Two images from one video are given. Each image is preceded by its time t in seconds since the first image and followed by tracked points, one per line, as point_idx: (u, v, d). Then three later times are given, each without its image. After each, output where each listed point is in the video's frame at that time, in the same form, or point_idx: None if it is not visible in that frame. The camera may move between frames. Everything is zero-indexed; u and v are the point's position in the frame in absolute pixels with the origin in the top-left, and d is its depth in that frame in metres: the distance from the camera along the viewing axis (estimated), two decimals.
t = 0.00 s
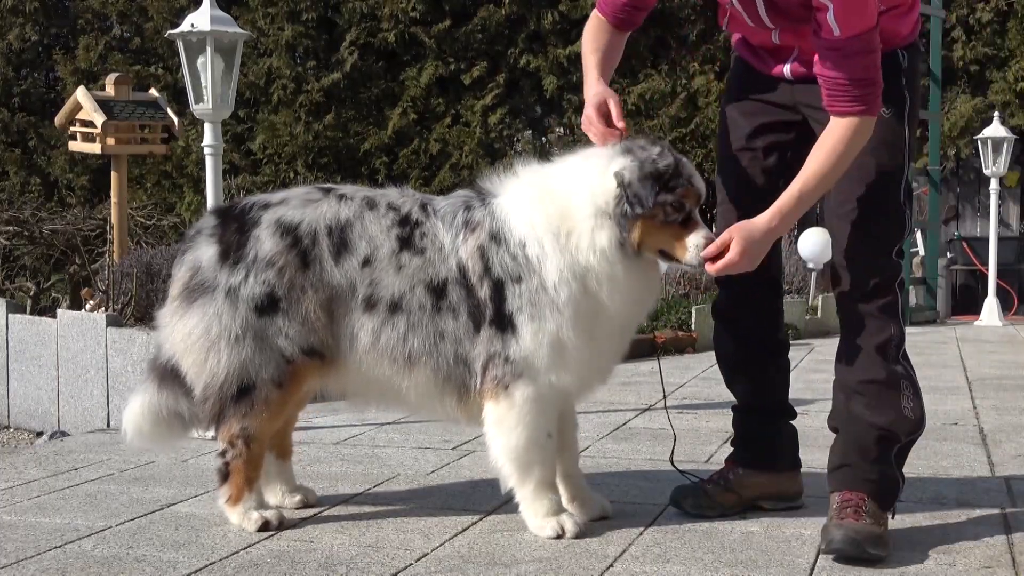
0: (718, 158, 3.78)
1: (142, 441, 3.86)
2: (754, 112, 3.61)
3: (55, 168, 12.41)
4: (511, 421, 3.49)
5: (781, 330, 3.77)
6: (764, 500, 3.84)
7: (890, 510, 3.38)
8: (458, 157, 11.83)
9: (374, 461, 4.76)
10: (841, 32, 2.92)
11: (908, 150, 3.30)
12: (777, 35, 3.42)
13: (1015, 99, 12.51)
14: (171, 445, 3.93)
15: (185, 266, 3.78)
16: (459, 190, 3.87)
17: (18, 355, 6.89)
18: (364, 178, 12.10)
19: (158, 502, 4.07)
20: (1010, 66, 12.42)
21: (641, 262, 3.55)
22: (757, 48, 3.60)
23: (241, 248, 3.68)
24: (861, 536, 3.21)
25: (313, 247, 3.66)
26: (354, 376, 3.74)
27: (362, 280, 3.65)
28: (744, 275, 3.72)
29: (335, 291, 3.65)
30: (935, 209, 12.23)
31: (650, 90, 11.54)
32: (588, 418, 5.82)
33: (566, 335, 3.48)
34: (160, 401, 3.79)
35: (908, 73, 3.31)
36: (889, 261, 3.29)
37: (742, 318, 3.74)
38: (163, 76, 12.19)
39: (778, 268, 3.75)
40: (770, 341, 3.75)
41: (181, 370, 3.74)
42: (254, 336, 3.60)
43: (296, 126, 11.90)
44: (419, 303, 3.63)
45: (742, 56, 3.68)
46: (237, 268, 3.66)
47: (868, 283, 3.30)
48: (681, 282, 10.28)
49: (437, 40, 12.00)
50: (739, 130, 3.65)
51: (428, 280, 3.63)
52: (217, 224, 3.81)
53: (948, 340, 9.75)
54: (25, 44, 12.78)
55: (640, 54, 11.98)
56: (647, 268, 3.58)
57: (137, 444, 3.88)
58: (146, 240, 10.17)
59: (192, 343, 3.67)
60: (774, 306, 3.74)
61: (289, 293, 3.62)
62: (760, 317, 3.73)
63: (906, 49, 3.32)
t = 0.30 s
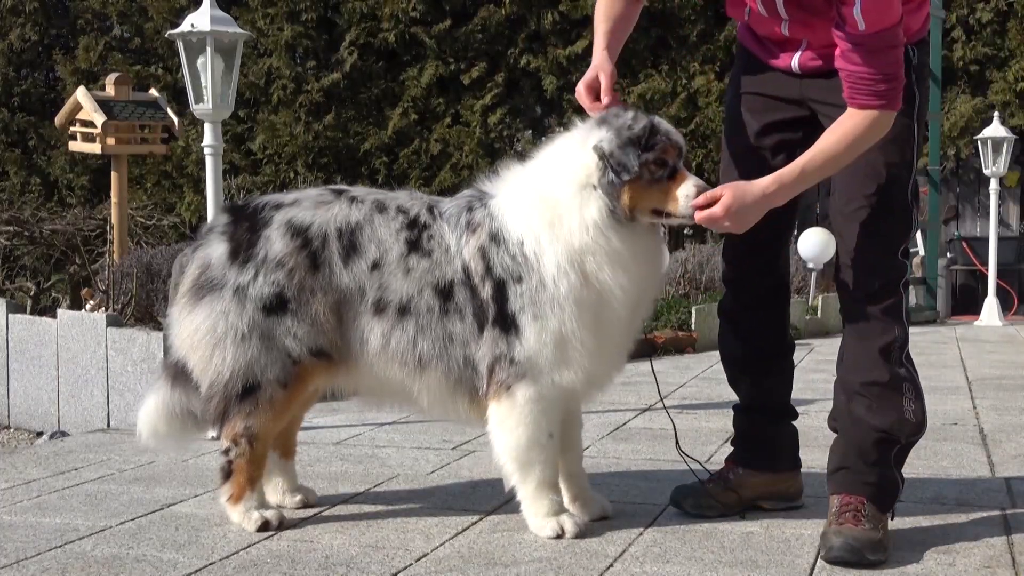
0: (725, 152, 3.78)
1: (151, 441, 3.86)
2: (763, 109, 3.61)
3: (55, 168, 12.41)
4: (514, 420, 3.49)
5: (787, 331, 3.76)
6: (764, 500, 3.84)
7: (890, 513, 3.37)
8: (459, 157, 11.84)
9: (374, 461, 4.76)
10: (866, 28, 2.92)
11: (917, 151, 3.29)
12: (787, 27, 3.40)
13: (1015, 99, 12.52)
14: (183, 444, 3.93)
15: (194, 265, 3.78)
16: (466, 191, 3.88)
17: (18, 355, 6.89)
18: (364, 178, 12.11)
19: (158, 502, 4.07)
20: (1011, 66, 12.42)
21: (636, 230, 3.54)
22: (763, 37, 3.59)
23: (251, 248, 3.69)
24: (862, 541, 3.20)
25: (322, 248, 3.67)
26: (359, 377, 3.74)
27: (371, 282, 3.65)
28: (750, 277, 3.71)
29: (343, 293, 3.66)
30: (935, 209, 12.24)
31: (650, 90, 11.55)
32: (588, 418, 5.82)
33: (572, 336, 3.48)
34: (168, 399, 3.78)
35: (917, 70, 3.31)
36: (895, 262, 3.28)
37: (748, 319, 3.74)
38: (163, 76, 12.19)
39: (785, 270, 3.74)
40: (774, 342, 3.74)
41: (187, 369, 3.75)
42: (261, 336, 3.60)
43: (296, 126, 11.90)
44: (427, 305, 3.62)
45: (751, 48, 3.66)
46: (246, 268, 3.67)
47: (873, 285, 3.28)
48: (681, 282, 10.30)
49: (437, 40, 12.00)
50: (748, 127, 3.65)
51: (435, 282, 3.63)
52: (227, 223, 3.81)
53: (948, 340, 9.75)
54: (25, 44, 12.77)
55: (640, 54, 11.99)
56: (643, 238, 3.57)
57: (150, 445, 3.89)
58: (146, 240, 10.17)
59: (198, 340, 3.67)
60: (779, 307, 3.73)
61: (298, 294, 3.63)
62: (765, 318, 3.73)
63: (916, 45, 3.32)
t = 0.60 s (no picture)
0: (730, 151, 3.78)
1: (151, 438, 3.86)
2: (771, 108, 3.61)
3: (55, 168, 12.41)
4: (517, 419, 3.49)
5: (794, 331, 3.76)
6: (764, 500, 3.83)
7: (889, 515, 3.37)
8: (459, 157, 11.84)
9: (374, 461, 4.76)
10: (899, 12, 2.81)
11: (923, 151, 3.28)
12: (794, 17, 3.38)
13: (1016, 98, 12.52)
14: (182, 440, 3.93)
15: (195, 263, 3.78)
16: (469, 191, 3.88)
17: (18, 355, 6.89)
18: (364, 179, 12.12)
19: (158, 502, 4.07)
20: (1011, 66, 12.42)
21: (644, 232, 3.55)
22: (770, 31, 3.58)
23: (253, 247, 3.69)
24: (861, 542, 3.20)
25: (324, 248, 3.67)
26: (361, 376, 3.74)
27: (374, 283, 3.65)
28: (758, 275, 3.72)
29: (345, 292, 3.66)
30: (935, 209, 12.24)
31: (649, 90, 11.55)
32: (588, 418, 5.82)
33: (576, 336, 3.48)
34: (169, 398, 3.78)
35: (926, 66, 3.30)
36: (901, 263, 3.27)
37: (755, 317, 3.74)
38: (163, 76, 12.19)
39: (794, 269, 3.74)
40: (780, 341, 3.74)
41: (187, 368, 3.74)
42: (262, 335, 3.60)
43: (296, 126, 11.90)
44: (431, 305, 3.62)
45: (758, 44, 3.65)
46: (248, 266, 3.66)
47: (878, 286, 3.27)
48: (681, 282, 10.31)
49: (437, 40, 12.00)
50: (755, 126, 3.65)
51: (439, 282, 3.63)
52: (229, 221, 3.81)
53: (948, 340, 9.75)
54: (25, 44, 12.77)
55: (641, 54, 11.99)
56: (649, 239, 3.57)
57: (149, 441, 3.88)
58: (146, 240, 10.18)
59: (198, 339, 3.67)
60: (786, 306, 3.74)
61: (299, 294, 3.63)
62: (772, 317, 3.73)
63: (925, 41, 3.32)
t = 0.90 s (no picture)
0: (735, 153, 3.78)
1: (153, 436, 3.86)
2: (775, 109, 3.61)
3: (55, 168, 12.41)
4: (520, 419, 3.49)
5: (797, 331, 3.76)
6: (764, 500, 3.83)
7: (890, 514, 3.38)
8: (458, 157, 11.84)
9: (374, 461, 4.76)
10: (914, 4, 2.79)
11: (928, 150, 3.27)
12: (798, 15, 3.37)
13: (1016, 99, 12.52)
14: (183, 440, 3.93)
15: (198, 263, 3.78)
16: (473, 192, 3.88)
17: (18, 355, 6.89)
18: (364, 179, 12.12)
19: (158, 502, 4.07)
20: (1011, 66, 12.42)
21: (647, 234, 3.55)
22: (773, 28, 3.57)
23: (257, 248, 3.69)
24: (862, 543, 3.20)
25: (328, 249, 3.67)
26: (365, 377, 3.74)
27: (378, 285, 3.65)
28: (761, 275, 3.72)
29: (350, 294, 3.65)
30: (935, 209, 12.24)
31: (650, 90, 11.55)
32: (588, 418, 5.82)
33: (580, 336, 3.48)
34: (172, 398, 3.78)
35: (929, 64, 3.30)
36: (903, 264, 3.27)
37: (757, 317, 3.74)
38: (163, 76, 12.18)
39: (799, 270, 3.74)
40: (783, 341, 3.74)
41: (189, 368, 3.74)
42: (265, 337, 3.60)
43: (296, 126, 11.90)
44: (436, 307, 3.62)
45: (761, 42, 3.65)
46: (251, 267, 3.66)
47: (879, 287, 3.27)
48: (681, 282, 10.32)
49: (437, 40, 12.00)
50: (760, 127, 3.65)
51: (444, 284, 3.63)
52: (233, 222, 3.81)
53: (948, 340, 9.75)
54: (25, 44, 12.76)
55: (641, 54, 11.99)
56: (654, 241, 3.57)
57: (151, 440, 3.89)
58: (147, 240, 10.19)
59: (201, 340, 3.66)
60: (791, 307, 3.73)
61: (303, 296, 3.62)
62: (775, 317, 3.73)
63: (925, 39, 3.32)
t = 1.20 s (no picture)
0: (734, 152, 3.78)
1: (155, 437, 3.87)
2: (774, 108, 3.61)
3: (55, 168, 12.40)
4: (521, 418, 3.49)
5: (797, 331, 3.76)
6: (764, 500, 3.83)
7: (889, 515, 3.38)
8: (459, 157, 11.84)
9: (374, 461, 4.76)
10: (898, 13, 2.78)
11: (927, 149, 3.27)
12: (797, 16, 3.37)
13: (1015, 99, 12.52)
14: (186, 440, 3.94)
15: (201, 264, 3.78)
16: (476, 191, 3.88)
17: (18, 356, 6.89)
18: (364, 179, 12.12)
19: (158, 502, 4.07)
20: (1011, 66, 12.42)
21: (646, 232, 3.54)
22: (772, 27, 3.57)
23: (260, 248, 3.69)
24: (862, 543, 3.20)
25: (332, 249, 3.67)
26: (368, 377, 3.74)
27: (382, 285, 3.65)
28: (762, 276, 3.72)
29: (354, 295, 3.66)
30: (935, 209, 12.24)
31: (650, 90, 11.55)
32: (588, 418, 5.82)
33: (583, 335, 3.49)
34: (175, 398, 3.78)
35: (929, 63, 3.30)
36: (902, 264, 3.27)
37: (758, 317, 3.74)
38: (163, 76, 12.19)
39: (799, 271, 3.74)
40: (783, 340, 3.74)
41: (192, 368, 3.74)
42: (268, 337, 3.60)
43: (296, 126, 11.90)
44: (440, 306, 3.63)
45: (760, 41, 3.64)
46: (255, 268, 3.66)
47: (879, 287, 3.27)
48: (681, 283, 10.33)
49: (437, 40, 12.00)
50: (760, 127, 3.65)
51: (447, 283, 3.63)
52: (236, 222, 3.81)
53: (948, 340, 9.75)
54: (25, 44, 12.77)
55: (641, 53, 11.99)
56: (653, 237, 3.56)
57: (153, 439, 3.89)
58: (147, 240, 10.20)
59: (203, 340, 3.66)
60: (791, 308, 3.73)
61: (306, 296, 3.62)
62: (775, 317, 3.73)
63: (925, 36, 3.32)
